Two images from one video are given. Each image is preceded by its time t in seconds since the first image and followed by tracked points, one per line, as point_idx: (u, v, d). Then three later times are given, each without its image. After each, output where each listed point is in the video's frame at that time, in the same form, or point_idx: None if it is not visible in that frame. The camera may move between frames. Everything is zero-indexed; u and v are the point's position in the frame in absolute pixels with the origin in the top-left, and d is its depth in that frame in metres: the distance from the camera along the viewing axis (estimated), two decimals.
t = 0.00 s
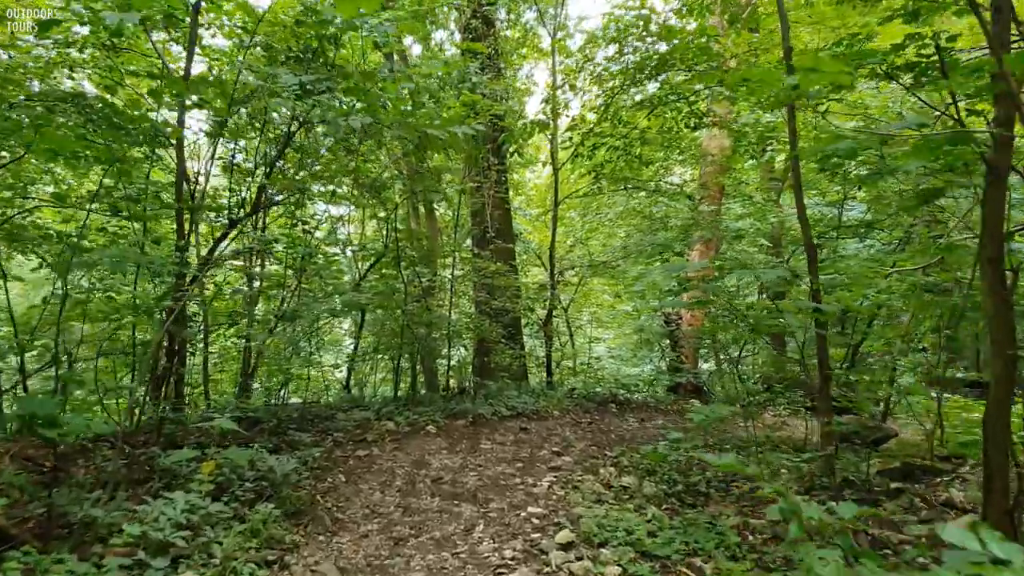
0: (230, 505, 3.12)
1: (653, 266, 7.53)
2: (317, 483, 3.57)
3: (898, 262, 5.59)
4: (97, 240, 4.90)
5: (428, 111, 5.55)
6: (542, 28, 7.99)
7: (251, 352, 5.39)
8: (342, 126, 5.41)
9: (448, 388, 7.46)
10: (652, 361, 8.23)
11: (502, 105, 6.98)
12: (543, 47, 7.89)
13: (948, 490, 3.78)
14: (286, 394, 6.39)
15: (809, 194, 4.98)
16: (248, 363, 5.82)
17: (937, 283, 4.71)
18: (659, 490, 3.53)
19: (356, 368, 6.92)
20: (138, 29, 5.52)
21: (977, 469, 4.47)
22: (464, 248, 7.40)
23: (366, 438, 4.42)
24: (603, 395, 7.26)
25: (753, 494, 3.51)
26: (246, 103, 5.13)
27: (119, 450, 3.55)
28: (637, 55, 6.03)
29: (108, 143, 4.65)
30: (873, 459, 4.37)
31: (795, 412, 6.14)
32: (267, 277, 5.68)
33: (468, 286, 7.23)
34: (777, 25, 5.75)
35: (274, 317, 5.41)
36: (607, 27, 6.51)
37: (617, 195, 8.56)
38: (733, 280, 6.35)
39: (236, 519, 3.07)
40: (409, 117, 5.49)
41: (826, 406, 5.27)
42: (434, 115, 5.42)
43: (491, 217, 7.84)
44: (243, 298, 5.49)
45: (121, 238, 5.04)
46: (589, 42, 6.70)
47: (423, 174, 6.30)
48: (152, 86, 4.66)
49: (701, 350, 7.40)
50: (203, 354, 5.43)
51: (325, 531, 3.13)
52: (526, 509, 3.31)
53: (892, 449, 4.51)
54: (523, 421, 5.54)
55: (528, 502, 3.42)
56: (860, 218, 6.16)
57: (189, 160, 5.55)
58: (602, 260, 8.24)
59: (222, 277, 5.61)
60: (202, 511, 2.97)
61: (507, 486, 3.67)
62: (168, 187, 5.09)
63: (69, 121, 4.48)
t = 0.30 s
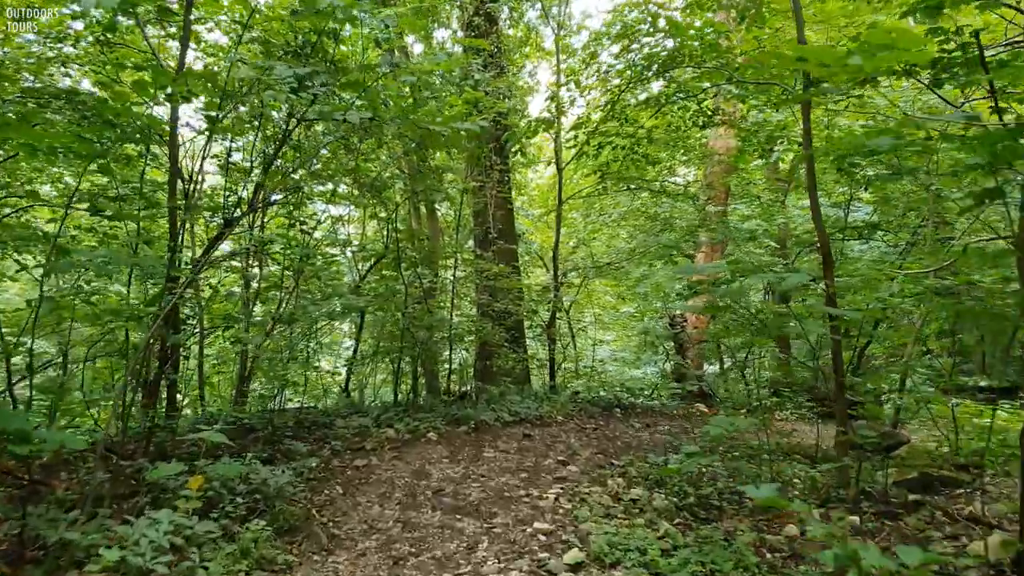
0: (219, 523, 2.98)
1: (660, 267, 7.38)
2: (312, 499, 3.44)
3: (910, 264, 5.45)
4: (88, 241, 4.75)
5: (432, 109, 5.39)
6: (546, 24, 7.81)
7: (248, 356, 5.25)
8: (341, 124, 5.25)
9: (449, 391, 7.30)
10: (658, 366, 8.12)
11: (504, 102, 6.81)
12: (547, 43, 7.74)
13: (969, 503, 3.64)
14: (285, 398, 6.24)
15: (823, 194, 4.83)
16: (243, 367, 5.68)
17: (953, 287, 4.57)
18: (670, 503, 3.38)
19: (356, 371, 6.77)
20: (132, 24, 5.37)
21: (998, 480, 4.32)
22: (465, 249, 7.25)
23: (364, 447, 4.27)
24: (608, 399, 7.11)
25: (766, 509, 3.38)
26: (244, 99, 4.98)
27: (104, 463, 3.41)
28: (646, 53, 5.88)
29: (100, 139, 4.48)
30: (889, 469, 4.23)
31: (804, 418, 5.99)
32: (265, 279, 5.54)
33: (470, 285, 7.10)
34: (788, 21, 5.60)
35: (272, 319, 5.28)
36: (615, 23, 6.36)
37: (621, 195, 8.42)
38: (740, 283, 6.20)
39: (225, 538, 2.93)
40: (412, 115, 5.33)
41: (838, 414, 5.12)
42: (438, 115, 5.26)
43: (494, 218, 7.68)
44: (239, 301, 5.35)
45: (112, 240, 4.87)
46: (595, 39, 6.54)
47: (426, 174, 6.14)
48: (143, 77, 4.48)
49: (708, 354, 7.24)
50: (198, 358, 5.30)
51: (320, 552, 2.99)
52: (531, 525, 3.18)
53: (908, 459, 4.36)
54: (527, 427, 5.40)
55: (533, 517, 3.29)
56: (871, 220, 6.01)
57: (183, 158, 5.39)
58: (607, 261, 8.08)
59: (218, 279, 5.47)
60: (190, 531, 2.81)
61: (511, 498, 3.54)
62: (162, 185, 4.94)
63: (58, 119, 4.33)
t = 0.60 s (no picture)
0: (214, 534, 2.85)
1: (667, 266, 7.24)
2: (313, 507, 3.31)
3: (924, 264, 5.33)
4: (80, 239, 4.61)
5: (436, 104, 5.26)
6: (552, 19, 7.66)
7: (247, 356, 5.13)
8: (342, 120, 5.12)
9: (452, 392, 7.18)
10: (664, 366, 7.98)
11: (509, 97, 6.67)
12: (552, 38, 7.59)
13: (996, 511, 3.51)
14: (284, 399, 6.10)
15: (838, 190, 4.68)
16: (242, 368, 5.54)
17: (973, 287, 4.44)
18: (685, 511, 3.25)
19: (357, 371, 6.63)
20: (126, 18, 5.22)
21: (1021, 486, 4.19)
22: (469, 248, 7.11)
23: (366, 451, 4.14)
24: (614, 401, 6.98)
25: (785, 517, 3.24)
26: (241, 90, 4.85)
27: (92, 472, 3.28)
28: (654, 47, 5.74)
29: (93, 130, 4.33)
30: (909, 474, 4.10)
31: (816, 421, 5.85)
32: (265, 278, 5.40)
33: (473, 285, 6.97)
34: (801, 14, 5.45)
35: (272, 319, 5.15)
36: (623, 17, 6.22)
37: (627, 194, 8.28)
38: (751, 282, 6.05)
39: (220, 550, 2.80)
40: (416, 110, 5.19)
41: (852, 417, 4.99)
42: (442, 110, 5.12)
43: (498, 216, 7.54)
44: (238, 301, 5.22)
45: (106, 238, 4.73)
46: (602, 33, 6.40)
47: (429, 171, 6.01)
48: (134, 62, 4.31)
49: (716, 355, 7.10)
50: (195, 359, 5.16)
51: (321, 564, 2.87)
52: (542, 536, 3.06)
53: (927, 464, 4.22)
54: (533, 430, 5.26)
55: (544, 526, 3.16)
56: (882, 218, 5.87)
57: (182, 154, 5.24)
58: (613, 261, 7.94)
59: (216, 277, 5.33)
60: (184, 543, 2.68)
61: (520, 506, 3.42)
62: (158, 181, 4.81)
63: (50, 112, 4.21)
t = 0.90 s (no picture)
0: (203, 547, 2.71)
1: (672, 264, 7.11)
2: (310, 517, 3.19)
3: (936, 262, 5.21)
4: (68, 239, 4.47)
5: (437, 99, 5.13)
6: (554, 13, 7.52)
7: (243, 357, 5.00)
8: (341, 115, 4.99)
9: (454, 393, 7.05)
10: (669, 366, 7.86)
11: (510, 93, 6.53)
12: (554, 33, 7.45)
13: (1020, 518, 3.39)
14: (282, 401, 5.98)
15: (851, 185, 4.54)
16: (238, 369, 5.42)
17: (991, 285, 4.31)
18: (697, 519, 3.12)
19: (356, 372, 6.51)
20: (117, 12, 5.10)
21: None
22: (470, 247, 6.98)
23: (365, 456, 4.01)
24: (619, 402, 6.84)
25: (802, 524, 3.12)
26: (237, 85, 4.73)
27: (78, 482, 3.16)
28: (660, 41, 5.60)
29: (83, 125, 4.19)
30: (925, 478, 3.97)
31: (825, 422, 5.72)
32: (262, 277, 5.28)
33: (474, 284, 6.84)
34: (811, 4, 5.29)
35: (269, 320, 5.02)
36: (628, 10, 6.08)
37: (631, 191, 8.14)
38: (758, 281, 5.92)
39: (210, 564, 2.66)
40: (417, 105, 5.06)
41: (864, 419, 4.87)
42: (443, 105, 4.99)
43: (499, 214, 7.40)
44: (234, 300, 5.10)
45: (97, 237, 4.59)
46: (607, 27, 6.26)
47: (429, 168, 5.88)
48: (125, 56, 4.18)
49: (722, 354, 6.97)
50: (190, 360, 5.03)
51: None
52: (549, 546, 2.94)
53: (944, 467, 4.09)
54: (536, 432, 5.13)
55: (551, 536, 3.04)
56: (893, 216, 5.76)
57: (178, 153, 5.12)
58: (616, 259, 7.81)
59: (212, 277, 5.20)
60: (172, 558, 2.55)
61: (525, 513, 3.31)
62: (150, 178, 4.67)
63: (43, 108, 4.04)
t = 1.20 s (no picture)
0: (182, 557, 2.55)
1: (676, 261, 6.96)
2: (299, 523, 3.03)
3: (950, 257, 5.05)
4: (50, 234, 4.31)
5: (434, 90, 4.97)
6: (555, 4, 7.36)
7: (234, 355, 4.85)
8: (335, 106, 4.83)
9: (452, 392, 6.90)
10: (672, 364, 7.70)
11: (510, 85, 6.37)
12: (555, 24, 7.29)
13: None
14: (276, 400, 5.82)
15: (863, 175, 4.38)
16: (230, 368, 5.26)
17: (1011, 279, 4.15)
18: (707, 525, 2.96)
19: (352, 372, 6.35)
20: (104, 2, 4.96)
21: None
22: (469, 243, 6.81)
23: (360, 458, 3.85)
24: (622, 402, 6.68)
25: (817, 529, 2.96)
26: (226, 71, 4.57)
27: (51, 487, 3.00)
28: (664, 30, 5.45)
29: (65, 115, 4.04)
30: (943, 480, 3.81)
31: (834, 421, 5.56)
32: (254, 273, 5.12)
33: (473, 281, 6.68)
34: None
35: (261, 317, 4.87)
36: None
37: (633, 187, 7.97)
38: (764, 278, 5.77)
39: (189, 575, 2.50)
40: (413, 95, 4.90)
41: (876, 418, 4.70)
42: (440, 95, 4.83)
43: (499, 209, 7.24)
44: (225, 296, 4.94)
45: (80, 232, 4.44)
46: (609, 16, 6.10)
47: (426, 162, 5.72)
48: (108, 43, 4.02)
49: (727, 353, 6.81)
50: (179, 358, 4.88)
51: None
52: (551, 554, 2.78)
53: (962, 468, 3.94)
54: (538, 432, 4.98)
55: (554, 543, 2.89)
56: (903, 209, 5.60)
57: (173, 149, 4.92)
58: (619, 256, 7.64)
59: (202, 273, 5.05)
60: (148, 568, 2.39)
61: (525, 518, 3.15)
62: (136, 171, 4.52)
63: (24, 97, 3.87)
